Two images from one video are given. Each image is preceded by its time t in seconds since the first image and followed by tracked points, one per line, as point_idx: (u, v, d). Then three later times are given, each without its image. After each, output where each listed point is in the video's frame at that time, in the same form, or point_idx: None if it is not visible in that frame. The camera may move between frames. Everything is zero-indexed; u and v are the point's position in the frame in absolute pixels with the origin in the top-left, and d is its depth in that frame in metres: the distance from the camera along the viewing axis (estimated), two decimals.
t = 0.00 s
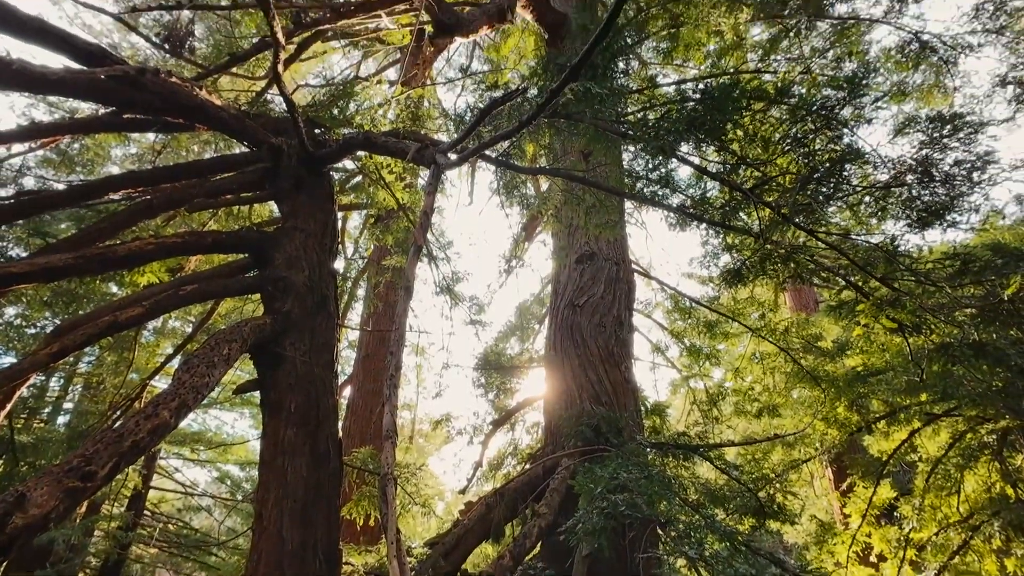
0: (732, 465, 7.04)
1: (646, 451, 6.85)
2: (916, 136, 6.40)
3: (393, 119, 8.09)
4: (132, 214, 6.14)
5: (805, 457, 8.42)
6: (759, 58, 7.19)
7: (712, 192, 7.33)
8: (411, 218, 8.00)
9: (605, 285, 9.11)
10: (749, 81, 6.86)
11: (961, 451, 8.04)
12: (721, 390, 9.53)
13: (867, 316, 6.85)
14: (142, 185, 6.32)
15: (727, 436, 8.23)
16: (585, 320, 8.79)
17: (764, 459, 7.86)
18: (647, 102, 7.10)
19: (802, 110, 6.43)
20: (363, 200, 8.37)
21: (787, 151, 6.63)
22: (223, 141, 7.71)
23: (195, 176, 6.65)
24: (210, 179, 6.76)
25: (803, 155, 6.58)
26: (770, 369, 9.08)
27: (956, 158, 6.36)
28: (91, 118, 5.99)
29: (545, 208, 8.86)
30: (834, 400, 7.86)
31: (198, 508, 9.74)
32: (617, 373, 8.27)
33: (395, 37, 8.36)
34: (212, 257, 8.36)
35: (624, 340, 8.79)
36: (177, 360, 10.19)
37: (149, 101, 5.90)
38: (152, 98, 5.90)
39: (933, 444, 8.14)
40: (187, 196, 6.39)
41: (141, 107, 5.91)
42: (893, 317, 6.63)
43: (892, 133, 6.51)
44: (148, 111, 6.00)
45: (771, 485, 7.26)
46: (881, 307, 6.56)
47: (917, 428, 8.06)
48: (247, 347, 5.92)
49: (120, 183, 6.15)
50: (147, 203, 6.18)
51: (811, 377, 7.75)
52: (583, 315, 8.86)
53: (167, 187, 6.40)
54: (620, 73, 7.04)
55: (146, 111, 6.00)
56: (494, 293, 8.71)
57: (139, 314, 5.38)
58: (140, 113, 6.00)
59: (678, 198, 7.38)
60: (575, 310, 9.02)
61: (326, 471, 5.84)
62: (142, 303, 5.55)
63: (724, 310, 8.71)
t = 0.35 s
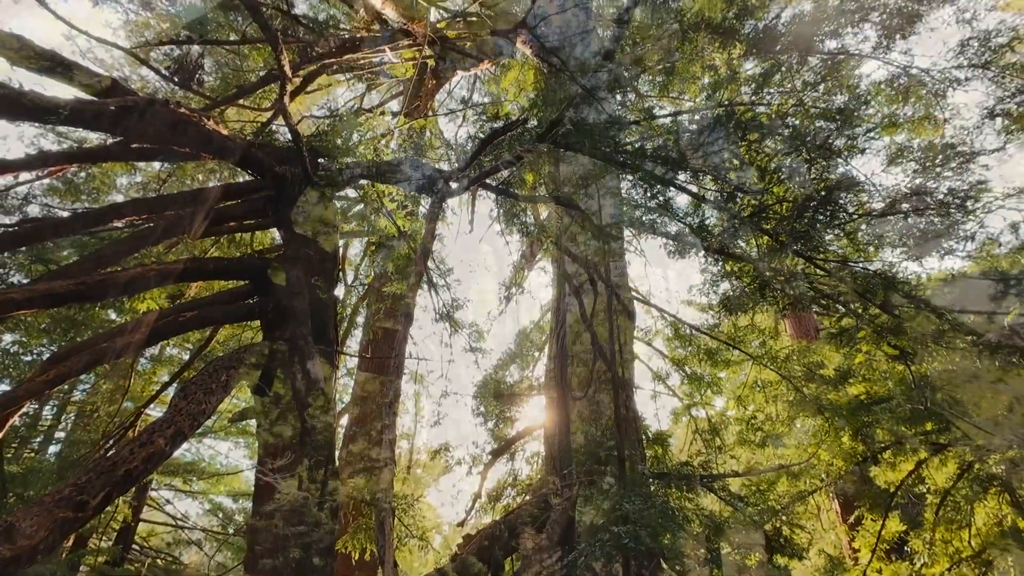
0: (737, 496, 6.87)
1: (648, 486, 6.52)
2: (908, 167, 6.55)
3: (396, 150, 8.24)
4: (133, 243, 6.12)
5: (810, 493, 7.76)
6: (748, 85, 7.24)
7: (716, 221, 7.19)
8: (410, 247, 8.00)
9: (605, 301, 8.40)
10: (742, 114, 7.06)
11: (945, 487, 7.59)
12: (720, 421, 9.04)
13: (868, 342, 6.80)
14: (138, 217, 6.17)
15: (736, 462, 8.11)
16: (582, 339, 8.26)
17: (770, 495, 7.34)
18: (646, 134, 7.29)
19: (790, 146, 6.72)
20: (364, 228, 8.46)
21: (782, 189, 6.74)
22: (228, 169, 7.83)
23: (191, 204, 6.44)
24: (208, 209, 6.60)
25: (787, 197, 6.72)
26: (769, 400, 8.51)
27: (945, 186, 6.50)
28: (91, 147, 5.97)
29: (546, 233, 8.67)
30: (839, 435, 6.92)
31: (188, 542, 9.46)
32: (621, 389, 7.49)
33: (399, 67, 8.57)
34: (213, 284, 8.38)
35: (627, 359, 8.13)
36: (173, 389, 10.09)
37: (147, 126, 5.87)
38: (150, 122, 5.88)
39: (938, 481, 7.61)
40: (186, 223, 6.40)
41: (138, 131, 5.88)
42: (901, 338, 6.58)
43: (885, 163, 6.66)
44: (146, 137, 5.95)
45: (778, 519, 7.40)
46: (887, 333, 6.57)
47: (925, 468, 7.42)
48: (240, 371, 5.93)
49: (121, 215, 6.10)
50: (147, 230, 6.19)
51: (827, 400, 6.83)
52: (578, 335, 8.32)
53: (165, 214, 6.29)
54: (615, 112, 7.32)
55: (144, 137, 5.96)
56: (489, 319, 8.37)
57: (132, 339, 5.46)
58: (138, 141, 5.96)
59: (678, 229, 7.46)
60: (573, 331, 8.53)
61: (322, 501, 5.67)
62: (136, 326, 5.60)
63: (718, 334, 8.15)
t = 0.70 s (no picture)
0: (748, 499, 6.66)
1: (650, 509, 6.40)
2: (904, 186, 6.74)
3: (395, 158, 7.67)
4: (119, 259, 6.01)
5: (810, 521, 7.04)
6: (745, 98, 7.38)
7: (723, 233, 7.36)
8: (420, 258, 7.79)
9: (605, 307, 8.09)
10: (741, 133, 7.33)
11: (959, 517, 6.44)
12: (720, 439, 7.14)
13: (869, 360, 6.74)
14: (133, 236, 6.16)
15: (735, 475, 6.83)
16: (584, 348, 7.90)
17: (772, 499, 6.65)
18: (653, 145, 7.67)
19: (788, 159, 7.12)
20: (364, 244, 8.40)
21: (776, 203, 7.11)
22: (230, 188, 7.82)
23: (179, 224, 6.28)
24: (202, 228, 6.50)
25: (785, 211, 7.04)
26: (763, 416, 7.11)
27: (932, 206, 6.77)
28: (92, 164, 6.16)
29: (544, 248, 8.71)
30: (837, 443, 6.72)
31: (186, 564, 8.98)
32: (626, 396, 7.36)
33: (401, 94, 8.00)
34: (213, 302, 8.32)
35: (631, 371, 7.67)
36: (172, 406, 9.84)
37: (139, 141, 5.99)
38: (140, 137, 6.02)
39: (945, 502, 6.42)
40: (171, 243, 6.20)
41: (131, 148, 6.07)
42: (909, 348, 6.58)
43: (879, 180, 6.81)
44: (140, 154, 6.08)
45: (782, 541, 7.24)
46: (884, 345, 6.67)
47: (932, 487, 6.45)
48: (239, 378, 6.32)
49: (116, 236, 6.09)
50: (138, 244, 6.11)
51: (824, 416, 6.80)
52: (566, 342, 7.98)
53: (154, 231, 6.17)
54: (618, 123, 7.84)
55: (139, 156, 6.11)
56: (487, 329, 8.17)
57: (126, 354, 5.87)
58: (133, 161, 6.11)
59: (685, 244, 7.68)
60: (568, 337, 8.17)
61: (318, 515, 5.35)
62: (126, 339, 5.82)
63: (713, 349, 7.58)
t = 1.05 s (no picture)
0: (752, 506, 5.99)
1: (652, 512, 6.30)
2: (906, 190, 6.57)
3: (397, 159, 8.86)
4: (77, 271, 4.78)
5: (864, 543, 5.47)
6: (746, 98, 7.50)
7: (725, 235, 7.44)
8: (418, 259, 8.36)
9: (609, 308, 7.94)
10: (745, 132, 7.41)
11: (864, 521, 5.53)
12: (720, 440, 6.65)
13: (872, 359, 6.27)
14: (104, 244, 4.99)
15: (733, 478, 6.26)
16: (585, 355, 7.90)
17: (804, 514, 5.61)
18: (656, 145, 7.96)
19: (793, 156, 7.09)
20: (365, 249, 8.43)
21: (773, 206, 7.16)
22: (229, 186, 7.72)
23: (167, 229, 5.43)
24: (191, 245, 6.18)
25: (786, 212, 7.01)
26: (758, 415, 6.56)
27: (943, 210, 6.38)
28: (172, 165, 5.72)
29: (547, 249, 8.51)
30: (845, 448, 5.92)
31: (175, 566, 8.72)
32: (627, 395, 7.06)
33: (401, 96, 8.81)
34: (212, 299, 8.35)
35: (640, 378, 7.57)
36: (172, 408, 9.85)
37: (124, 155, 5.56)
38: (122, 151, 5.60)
39: (946, 504, 5.42)
40: (163, 252, 5.36)
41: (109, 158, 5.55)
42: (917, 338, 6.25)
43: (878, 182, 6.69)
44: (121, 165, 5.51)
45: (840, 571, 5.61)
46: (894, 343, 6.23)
47: (929, 488, 5.53)
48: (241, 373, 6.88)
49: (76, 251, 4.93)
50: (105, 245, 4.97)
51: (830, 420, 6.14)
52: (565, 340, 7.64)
53: (135, 238, 5.14)
54: (618, 124, 8.21)
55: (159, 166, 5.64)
56: (489, 333, 8.07)
57: (117, 379, 4.89)
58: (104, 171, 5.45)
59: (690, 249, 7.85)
60: (570, 341, 8.01)
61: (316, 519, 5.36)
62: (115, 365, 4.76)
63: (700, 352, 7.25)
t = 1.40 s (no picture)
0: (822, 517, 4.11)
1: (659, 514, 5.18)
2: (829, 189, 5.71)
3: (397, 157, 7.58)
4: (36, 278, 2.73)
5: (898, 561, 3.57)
6: (758, 99, 6.40)
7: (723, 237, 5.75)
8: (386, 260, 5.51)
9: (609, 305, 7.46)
10: (753, 127, 6.30)
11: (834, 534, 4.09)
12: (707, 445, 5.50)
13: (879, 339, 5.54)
14: (91, 232, 3.00)
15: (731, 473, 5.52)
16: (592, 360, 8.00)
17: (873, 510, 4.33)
18: (662, 142, 6.48)
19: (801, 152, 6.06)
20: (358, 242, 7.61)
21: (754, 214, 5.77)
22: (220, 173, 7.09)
23: (171, 243, 3.44)
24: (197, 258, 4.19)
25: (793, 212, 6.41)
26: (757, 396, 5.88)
27: (952, 210, 4.47)
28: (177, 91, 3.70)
29: (548, 245, 7.10)
30: (854, 448, 4.95)
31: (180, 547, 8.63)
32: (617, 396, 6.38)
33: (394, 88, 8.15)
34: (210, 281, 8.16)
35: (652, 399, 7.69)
36: (177, 385, 9.56)
37: (169, 119, 3.67)
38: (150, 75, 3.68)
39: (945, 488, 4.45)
40: (168, 265, 3.40)
41: (172, 108, 3.73)
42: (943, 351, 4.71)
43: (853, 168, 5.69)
44: (157, 129, 3.60)
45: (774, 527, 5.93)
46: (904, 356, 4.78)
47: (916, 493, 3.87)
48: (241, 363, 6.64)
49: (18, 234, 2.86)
50: (92, 237, 3.00)
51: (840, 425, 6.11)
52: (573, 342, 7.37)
53: (131, 249, 3.13)
54: (623, 120, 6.88)
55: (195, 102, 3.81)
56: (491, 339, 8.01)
57: (122, 405, 3.17)
58: (127, 127, 3.48)
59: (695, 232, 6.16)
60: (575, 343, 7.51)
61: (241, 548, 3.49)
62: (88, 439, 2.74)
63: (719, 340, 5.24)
